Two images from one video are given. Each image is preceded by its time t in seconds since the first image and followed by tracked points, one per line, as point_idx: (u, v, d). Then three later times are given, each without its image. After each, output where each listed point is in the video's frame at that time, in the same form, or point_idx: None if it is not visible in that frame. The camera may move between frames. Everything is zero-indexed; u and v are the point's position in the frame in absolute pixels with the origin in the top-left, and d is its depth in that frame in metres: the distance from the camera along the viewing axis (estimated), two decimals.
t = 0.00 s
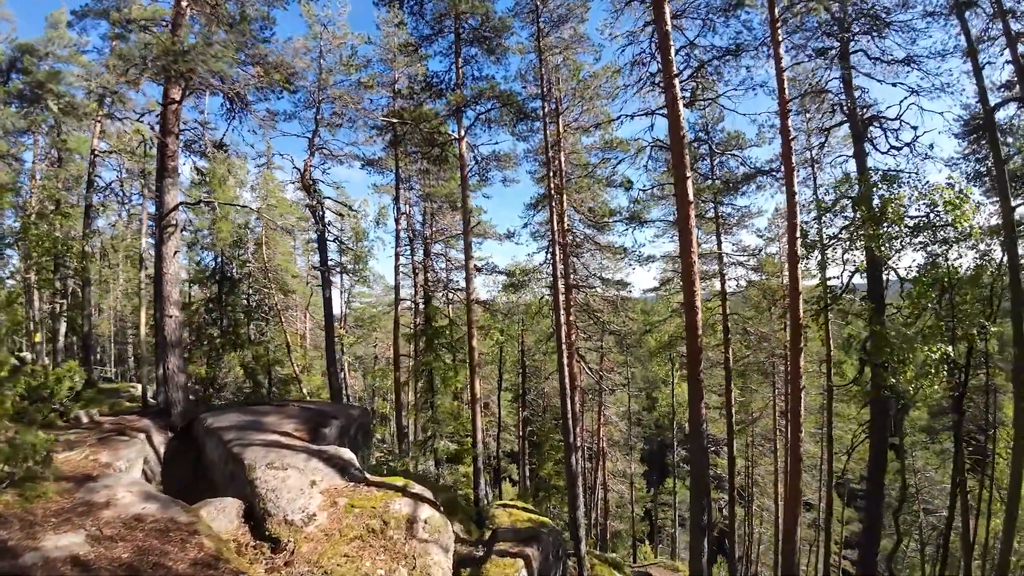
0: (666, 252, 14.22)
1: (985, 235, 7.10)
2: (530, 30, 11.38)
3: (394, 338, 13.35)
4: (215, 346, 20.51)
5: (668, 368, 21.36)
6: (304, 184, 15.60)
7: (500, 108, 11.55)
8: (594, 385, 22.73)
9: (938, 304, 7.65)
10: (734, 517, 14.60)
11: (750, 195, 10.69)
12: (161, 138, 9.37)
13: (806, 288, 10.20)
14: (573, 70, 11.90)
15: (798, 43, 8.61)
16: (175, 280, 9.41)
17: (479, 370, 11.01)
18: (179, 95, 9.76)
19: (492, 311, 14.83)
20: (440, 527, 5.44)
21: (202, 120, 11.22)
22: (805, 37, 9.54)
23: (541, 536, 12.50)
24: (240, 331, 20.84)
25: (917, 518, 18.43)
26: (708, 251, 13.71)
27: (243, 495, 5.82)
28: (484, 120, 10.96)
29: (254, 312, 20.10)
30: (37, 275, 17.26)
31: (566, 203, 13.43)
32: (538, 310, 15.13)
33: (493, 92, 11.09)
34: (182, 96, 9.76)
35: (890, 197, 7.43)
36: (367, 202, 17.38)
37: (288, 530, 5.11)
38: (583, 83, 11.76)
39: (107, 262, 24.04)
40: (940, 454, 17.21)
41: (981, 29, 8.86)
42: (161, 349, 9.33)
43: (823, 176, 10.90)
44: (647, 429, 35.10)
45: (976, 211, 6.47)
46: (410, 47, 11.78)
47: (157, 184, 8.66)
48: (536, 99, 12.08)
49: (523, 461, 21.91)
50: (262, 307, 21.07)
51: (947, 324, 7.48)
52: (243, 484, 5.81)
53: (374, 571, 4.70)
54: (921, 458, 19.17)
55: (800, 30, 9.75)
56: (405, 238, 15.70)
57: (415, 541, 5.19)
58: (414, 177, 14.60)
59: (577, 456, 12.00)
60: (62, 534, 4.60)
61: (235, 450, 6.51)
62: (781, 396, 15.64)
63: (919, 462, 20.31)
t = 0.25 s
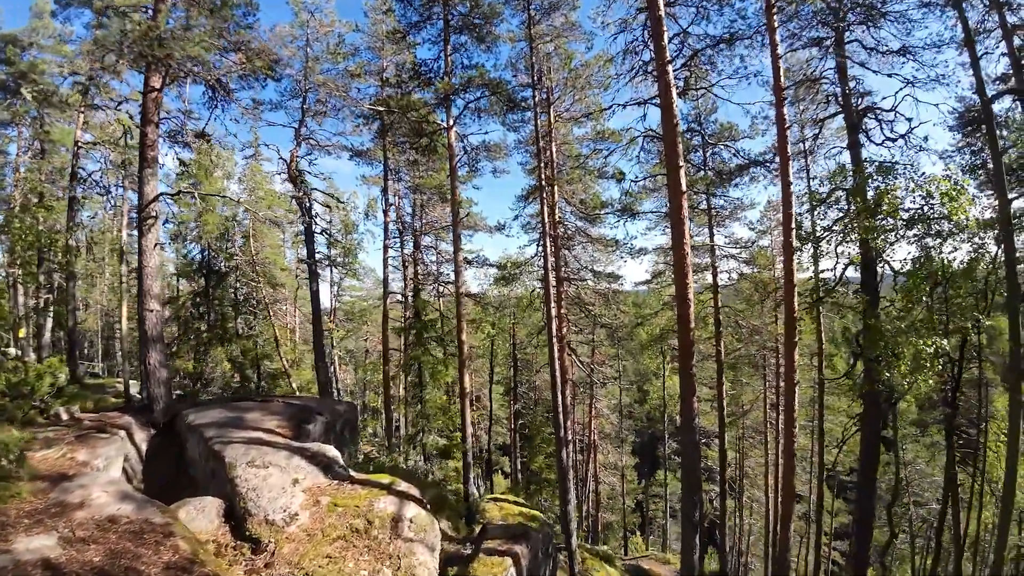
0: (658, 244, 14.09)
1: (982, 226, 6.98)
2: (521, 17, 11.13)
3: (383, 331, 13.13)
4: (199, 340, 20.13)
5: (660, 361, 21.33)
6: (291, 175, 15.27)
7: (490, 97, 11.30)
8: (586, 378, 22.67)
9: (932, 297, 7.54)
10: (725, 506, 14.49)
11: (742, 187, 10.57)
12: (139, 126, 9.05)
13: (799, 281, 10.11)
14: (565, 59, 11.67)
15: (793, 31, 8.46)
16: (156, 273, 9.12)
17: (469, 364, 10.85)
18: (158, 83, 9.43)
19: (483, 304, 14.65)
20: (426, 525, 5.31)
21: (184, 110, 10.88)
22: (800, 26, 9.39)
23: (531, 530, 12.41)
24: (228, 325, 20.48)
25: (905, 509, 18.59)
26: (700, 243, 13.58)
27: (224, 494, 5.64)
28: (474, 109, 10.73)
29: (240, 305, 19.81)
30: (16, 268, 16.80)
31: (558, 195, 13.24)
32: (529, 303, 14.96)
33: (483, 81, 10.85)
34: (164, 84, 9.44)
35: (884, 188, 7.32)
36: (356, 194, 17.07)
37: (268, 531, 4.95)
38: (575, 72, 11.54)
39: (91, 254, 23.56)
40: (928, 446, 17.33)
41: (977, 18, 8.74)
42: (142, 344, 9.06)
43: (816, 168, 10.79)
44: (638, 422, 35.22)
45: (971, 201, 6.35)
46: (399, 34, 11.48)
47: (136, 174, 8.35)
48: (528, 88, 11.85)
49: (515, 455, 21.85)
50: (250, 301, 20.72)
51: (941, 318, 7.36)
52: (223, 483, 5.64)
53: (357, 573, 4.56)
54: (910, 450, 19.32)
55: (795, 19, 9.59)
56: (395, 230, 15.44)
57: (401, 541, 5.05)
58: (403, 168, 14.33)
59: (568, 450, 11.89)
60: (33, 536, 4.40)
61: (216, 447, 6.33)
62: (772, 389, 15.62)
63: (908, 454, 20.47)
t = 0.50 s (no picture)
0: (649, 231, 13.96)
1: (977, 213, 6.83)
2: None
3: (372, 320, 12.91)
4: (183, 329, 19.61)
5: (650, 348, 21.35)
6: (275, 160, 14.87)
7: (480, 80, 11.00)
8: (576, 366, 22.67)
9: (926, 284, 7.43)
10: (716, 488, 14.52)
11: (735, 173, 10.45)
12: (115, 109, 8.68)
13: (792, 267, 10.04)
14: (556, 42, 11.40)
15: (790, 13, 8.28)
16: (136, 262, 8.81)
17: (458, 353, 10.67)
18: (136, 64, 9.06)
19: (473, 292, 14.45)
20: (415, 517, 5.20)
21: (164, 94, 10.49)
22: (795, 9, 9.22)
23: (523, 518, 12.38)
24: (213, 314, 20.09)
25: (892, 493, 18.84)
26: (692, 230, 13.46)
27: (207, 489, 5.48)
28: (463, 93, 10.45)
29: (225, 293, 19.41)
30: None
31: (548, 181, 13.01)
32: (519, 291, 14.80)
33: (472, 63, 10.56)
34: (141, 66, 9.06)
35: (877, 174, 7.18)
36: (343, 181, 16.72)
37: (252, 525, 4.80)
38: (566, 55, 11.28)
39: (70, 243, 22.92)
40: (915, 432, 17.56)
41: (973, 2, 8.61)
42: (123, 335, 8.79)
43: (808, 154, 10.69)
44: (628, 408, 35.45)
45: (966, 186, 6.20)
46: (385, 15, 11.12)
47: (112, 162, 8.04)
48: (518, 71, 11.57)
49: (506, 442, 21.87)
50: (236, 290, 20.34)
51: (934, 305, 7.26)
52: (206, 477, 5.50)
53: (343, 567, 4.43)
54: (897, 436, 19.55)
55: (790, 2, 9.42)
56: (383, 217, 15.15)
57: (390, 533, 4.94)
58: (391, 153, 14.01)
59: (559, 439, 11.83)
60: (4, 537, 4.19)
61: (199, 440, 6.17)
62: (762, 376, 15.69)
63: (894, 439, 20.72)
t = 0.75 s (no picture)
0: (639, 214, 13.77)
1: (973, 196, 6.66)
2: None
3: (358, 304, 12.62)
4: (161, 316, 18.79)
5: (638, 330, 21.40)
6: (254, 139, 14.33)
7: (467, 56, 10.60)
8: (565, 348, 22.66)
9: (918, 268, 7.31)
10: (705, 464, 14.57)
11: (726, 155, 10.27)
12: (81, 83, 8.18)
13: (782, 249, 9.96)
14: (546, 18, 11.03)
15: None
16: (111, 246, 8.43)
17: (446, 338, 10.48)
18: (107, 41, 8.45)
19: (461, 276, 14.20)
20: (404, 507, 5.08)
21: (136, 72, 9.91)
22: None
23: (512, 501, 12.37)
24: (194, 300, 19.57)
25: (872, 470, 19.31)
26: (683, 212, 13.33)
27: (187, 484, 5.27)
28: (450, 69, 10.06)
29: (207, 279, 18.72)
30: None
31: (537, 161, 12.71)
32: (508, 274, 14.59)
33: (459, 38, 10.15)
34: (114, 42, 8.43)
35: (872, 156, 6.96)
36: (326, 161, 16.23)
37: (235, 520, 4.62)
38: (556, 32, 10.93)
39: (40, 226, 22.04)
40: (896, 411, 17.93)
41: None
42: (98, 323, 8.42)
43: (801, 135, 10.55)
44: (615, 389, 35.78)
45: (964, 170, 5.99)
46: None
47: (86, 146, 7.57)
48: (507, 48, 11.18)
49: (495, 425, 21.87)
50: (217, 274, 19.81)
51: (926, 289, 7.15)
52: (186, 471, 5.30)
53: (331, 561, 4.31)
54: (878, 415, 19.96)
55: None
56: (368, 199, 14.76)
57: (379, 525, 4.82)
58: (376, 133, 13.57)
59: (548, 422, 11.77)
60: None
61: (178, 431, 5.94)
62: (749, 357, 15.77)
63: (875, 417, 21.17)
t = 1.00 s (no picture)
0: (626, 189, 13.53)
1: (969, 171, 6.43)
2: None
3: (339, 284, 12.28)
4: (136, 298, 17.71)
5: (624, 307, 21.44)
6: (225, 112, 13.65)
7: (450, 24, 10.11)
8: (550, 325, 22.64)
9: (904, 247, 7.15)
10: (689, 435, 14.30)
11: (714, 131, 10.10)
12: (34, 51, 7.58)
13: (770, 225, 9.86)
14: None
15: None
16: (76, 227, 7.94)
17: (430, 317, 10.26)
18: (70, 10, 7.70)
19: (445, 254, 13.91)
20: (388, 493, 4.98)
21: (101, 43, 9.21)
22: None
23: (499, 478, 12.38)
24: (169, 280, 18.95)
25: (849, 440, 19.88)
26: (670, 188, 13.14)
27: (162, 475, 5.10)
28: (431, 38, 9.59)
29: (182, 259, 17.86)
30: None
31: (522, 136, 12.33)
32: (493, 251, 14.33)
33: (440, 3, 9.64)
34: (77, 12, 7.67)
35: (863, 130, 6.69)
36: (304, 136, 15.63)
37: (213, 512, 4.45)
38: None
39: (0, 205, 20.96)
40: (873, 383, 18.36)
41: None
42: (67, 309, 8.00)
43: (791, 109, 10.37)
44: (599, 365, 36.12)
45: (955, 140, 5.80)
46: None
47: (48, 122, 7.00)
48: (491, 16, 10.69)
49: (481, 403, 21.89)
50: (192, 254, 19.17)
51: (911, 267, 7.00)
52: (160, 462, 5.10)
53: (312, 550, 4.18)
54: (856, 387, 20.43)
55: None
56: (347, 175, 14.27)
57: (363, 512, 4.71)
58: (354, 106, 13.03)
59: (534, 401, 11.72)
60: None
61: (150, 421, 5.70)
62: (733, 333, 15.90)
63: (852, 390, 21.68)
